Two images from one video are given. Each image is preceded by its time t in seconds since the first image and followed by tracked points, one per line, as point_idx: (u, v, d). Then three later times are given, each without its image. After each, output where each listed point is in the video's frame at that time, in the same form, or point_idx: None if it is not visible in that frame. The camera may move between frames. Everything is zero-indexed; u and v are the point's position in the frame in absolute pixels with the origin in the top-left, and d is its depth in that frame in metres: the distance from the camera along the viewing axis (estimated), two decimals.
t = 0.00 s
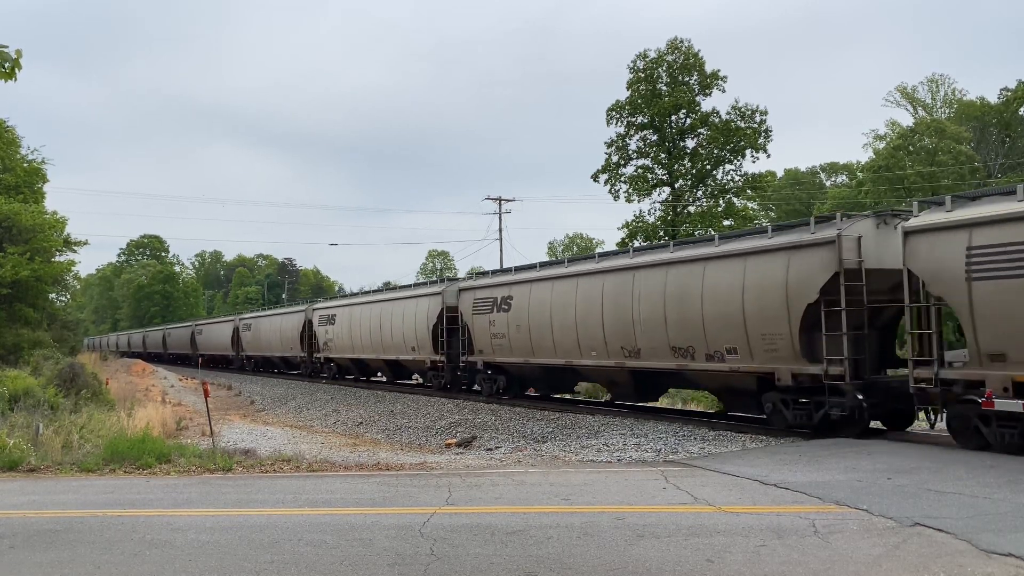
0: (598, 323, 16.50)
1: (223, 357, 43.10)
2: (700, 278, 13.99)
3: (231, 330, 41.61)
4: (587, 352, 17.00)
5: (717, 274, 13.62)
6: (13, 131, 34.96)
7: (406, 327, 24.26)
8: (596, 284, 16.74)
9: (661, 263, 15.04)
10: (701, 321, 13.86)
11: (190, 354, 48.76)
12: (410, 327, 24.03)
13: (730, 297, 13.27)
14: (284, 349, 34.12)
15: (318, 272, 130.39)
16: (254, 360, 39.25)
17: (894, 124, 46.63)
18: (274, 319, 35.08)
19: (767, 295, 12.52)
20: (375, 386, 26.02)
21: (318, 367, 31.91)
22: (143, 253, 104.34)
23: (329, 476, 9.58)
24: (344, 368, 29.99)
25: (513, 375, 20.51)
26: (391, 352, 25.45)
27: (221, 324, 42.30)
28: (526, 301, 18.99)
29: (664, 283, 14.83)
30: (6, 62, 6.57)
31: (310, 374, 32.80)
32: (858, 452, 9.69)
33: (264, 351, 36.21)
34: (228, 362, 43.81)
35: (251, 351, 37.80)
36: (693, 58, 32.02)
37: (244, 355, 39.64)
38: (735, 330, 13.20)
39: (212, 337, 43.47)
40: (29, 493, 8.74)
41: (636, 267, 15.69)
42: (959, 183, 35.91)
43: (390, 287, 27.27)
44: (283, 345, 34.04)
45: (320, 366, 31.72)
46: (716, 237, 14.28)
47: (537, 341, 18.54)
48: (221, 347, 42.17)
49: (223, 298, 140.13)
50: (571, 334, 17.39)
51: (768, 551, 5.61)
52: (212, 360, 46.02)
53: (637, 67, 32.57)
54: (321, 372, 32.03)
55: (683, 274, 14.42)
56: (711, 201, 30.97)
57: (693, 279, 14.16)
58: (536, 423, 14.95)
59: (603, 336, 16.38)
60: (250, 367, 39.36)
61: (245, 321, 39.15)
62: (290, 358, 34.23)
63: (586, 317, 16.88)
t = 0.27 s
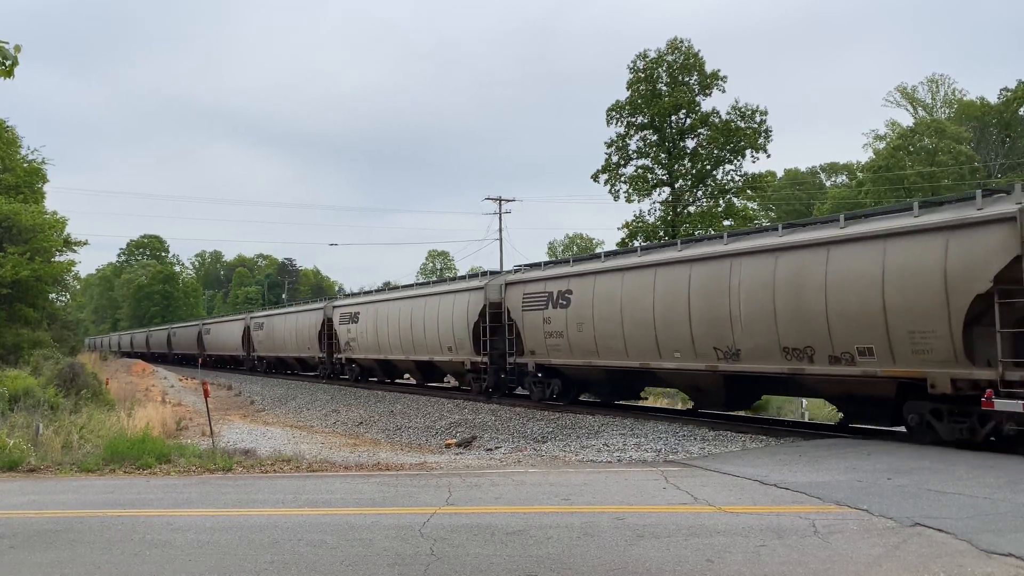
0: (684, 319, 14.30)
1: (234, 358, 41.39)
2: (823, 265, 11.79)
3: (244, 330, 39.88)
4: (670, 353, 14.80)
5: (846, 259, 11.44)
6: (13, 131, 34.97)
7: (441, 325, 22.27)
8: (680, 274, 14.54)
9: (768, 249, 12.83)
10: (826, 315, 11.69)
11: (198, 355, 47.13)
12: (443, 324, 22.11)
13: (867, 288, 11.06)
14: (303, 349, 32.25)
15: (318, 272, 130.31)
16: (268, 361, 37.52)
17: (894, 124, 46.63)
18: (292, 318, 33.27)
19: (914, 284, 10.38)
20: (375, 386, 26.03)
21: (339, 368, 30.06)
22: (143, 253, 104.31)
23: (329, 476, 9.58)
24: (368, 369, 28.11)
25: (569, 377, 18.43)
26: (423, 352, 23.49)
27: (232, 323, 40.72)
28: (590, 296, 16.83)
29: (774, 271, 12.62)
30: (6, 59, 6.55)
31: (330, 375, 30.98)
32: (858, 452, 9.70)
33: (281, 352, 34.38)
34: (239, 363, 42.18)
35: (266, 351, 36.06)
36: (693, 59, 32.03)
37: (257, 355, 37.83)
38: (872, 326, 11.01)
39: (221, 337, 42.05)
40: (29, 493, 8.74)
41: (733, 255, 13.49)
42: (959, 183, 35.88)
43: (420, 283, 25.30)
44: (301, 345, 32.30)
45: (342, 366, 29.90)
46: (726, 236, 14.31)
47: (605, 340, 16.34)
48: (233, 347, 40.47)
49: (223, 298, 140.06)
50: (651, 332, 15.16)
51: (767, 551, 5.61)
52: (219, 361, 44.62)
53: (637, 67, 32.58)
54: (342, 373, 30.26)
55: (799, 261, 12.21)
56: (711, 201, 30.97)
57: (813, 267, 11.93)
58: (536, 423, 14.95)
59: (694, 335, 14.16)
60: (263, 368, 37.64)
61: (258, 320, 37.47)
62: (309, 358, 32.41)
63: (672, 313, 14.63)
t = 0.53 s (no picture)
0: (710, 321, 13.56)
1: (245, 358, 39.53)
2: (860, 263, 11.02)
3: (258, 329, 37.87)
4: (694, 357, 14.06)
5: (884, 257, 10.68)
6: (13, 131, 34.98)
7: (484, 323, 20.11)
8: (704, 273, 13.81)
9: (801, 245, 12.04)
10: (863, 314, 10.94)
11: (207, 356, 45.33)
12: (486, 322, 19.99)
13: (909, 287, 10.30)
14: (322, 350, 30.19)
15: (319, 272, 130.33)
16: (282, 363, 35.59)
17: (894, 124, 46.65)
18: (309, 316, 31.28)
19: (960, 283, 9.70)
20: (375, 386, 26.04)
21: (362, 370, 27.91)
22: (143, 254, 104.31)
23: (329, 476, 9.58)
24: (395, 371, 26.00)
25: (639, 380, 16.20)
26: (461, 354, 21.34)
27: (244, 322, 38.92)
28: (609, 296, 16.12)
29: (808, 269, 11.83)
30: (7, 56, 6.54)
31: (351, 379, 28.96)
32: (858, 452, 9.71)
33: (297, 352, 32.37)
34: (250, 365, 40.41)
35: (281, 352, 34.11)
36: (693, 59, 32.03)
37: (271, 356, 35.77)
38: (916, 328, 10.26)
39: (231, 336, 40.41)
40: (29, 493, 8.75)
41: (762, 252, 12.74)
42: (959, 183, 35.88)
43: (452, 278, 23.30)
44: (319, 345, 30.30)
45: (365, 368, 27.82)
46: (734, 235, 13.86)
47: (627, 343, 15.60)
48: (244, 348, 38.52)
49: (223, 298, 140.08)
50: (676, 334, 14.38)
51: (768, 551, 5.61)
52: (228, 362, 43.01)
53: (637, 67, 32.58)
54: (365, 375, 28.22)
55: (833, 258, 11.44)
56: (711, 201, 30.97)
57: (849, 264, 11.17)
58: (536, 423, 14.95)
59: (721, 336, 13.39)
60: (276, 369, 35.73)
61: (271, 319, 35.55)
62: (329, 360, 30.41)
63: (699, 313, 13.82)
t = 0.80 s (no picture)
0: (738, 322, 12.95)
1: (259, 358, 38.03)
2: (896, 259, 10.45)
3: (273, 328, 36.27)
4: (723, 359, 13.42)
5: (923, 252, 10.11)
6: (13, 131, 34.99)
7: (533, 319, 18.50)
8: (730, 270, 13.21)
9: (834, 240, 11.44)
10: (891, 311, 10.49)
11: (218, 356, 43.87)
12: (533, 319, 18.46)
13: (951, 282, 9.74)
14: (344, 350, 28.58)
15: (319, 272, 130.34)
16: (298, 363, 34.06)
17: (894, 124, 46.66)
18: (329, 315, 29.74)
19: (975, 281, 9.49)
20: (375, 386, 26.07)
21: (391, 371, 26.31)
22: (143, 253, 104.29)
23: (329, 476, 9.59)
24: (428, 372, 24.38)
25: (733, 388, 13.89)
26: (503, 354, 19.78)
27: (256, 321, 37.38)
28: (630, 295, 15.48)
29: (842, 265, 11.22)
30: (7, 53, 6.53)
31: (376, 381, 27.43)
32: (858, 452, 9.71)
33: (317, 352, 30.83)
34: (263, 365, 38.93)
35: (299, 353, 32.59)
36: (693, 59, 32.03)
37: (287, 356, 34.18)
38: (959, 324, 9.71)
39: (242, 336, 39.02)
40: (29, 493, 8.75)
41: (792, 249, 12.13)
42: (959, 183, 35.87)
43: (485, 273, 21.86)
44: (340, 345, 28.74)
45: (392, 370, 26.27)
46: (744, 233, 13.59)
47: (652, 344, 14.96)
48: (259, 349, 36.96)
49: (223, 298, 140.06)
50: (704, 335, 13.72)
51: (768, 551, 5.62)
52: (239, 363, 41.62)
53: (637, 67, 32.58)
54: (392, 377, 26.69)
55: (869, 254, 10.84)
56: (711, 201, 30.97)
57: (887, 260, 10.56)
58: (536, 423, 14.95)
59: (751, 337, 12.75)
60: (292, 371, 34.23)
61: (287, 318, 34.03)
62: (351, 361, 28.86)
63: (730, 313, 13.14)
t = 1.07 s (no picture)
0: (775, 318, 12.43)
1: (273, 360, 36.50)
2: (932, 255, 10.12)
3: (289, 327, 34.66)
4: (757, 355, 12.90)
5: (978, 245, 9.58)
6: (13, 131, 34.99)
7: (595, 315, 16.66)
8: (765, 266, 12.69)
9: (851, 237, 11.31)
10: (910, 309, 10.36)
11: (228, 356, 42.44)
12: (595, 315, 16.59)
13: (989, 275, 9.43)
14: (371, 353, 26.82)
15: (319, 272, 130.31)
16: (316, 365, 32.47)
17: (894, 124, 46.67)
18: (352, 314, 28.04)
19: (995, 278, 9.37)
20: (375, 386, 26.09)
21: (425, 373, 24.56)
22: (143, 253, 104.26)
23: (328, 476, 9.59)
24: (467, 375, 22.59)
25: (860, 397, 11.88)
26: (562, 355, 17.87)
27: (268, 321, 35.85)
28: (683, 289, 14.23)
29: (886, 259, 10.72)
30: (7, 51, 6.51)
31: (406, 384, 25.85)
32: (858, 452, 9.71)
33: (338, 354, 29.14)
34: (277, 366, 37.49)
35: (319, 354, 30.93)
36: (693, 59, 32.02)
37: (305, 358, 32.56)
38: (978, 321, 9.59)
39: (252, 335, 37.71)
40: (29, 493, 8.74)
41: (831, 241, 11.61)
42: (959, 183, 35.84)
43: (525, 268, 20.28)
44: (365, 345, 27.03)
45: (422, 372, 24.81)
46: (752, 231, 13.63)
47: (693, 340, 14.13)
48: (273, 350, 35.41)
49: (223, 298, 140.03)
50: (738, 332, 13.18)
51: (768, 551, 5.61)
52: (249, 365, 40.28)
53: (637, 67, 32.58)
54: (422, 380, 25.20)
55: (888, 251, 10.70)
56: (711, 201, 30.97)
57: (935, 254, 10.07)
58: (536, 423, 14.96)
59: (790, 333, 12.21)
60: (309, 372, 32.63)
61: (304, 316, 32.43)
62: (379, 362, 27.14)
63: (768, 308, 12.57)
